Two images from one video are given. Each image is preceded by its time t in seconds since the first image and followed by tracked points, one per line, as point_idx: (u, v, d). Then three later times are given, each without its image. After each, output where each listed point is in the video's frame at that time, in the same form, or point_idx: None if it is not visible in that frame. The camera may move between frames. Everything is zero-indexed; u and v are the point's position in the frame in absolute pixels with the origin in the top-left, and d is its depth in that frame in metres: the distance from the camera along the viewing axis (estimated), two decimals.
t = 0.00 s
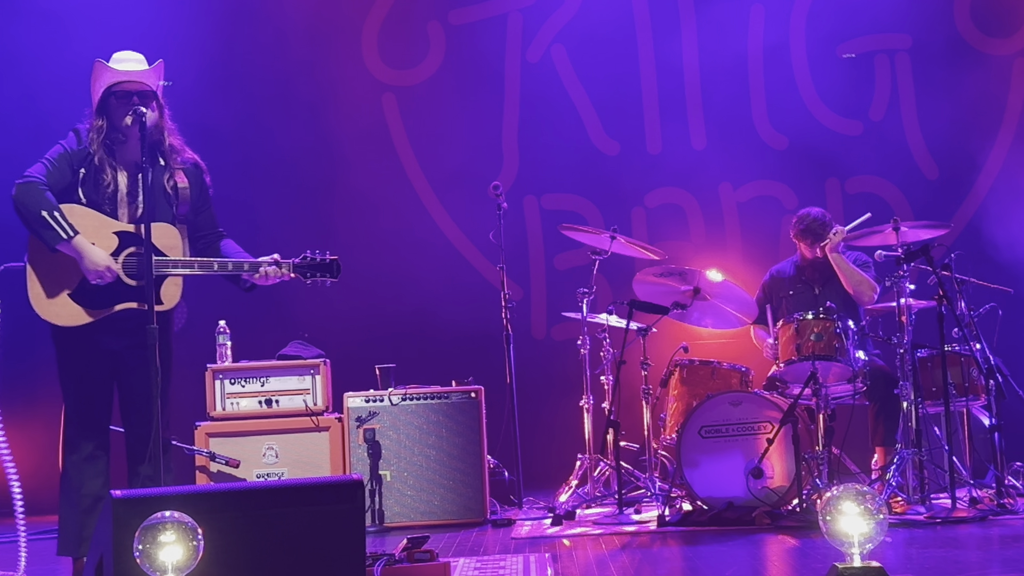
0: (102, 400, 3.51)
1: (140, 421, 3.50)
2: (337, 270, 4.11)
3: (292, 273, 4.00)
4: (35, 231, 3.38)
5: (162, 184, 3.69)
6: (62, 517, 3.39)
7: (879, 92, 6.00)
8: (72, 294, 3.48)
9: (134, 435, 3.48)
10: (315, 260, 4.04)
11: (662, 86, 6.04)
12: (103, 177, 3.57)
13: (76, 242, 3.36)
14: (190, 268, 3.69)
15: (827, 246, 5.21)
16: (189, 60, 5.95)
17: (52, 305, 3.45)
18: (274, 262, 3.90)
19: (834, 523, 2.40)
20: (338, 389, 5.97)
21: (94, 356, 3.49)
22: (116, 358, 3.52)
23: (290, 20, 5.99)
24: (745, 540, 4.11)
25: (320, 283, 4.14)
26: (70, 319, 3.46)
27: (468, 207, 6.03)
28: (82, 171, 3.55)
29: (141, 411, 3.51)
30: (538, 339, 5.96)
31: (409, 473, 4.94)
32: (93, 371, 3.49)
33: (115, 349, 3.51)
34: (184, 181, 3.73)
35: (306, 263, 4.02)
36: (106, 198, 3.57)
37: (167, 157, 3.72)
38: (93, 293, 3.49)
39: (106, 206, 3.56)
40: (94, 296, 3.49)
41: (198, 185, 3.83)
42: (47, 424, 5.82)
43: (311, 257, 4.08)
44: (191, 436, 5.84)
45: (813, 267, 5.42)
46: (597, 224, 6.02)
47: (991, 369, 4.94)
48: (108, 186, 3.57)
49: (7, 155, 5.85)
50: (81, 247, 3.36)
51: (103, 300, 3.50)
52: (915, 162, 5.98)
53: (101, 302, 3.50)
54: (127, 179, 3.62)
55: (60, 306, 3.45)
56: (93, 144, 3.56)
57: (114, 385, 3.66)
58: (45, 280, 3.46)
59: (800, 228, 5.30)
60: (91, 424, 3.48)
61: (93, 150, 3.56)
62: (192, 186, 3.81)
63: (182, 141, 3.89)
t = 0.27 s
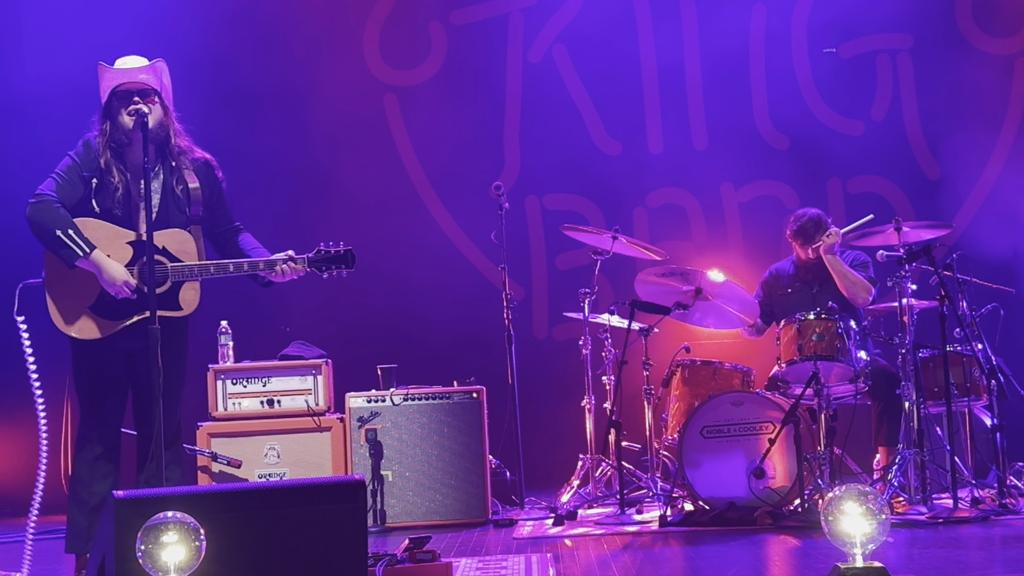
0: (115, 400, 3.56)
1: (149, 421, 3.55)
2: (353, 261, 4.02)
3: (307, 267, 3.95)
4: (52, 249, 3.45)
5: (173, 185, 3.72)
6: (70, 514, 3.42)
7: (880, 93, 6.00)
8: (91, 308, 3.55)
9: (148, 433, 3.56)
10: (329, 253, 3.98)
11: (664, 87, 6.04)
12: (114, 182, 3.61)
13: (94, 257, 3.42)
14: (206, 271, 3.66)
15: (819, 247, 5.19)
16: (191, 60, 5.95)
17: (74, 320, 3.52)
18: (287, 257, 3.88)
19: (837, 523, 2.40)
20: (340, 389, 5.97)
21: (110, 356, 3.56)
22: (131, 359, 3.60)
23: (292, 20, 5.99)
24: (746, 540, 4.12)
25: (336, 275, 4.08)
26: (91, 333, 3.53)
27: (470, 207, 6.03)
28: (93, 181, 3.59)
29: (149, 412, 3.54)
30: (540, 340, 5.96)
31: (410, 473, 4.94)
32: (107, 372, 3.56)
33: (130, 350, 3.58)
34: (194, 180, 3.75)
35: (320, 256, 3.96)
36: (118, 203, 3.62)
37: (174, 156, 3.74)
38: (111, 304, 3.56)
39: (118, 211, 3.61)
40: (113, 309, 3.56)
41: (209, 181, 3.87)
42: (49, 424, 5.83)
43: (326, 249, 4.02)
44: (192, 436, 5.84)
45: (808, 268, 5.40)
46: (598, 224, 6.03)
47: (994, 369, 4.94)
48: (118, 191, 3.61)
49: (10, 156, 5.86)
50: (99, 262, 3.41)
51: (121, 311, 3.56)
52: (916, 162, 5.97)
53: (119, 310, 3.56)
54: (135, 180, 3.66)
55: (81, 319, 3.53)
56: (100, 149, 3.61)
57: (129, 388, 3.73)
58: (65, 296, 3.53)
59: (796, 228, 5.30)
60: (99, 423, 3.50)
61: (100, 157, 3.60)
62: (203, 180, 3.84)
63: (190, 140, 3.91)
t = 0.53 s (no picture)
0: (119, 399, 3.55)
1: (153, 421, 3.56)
2: (359, 254, 4.04)
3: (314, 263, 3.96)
4: (60, 254, 3.45)
5: (178, 184, 3.72)
6: (76, 514, 3.42)
7: (882, 92, 6.00)
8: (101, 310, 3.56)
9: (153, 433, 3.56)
10: (336, 247, 3.98)
11: (665, 86, 6.04)
12: (119, 183, 3.61)
13: (101, 260, 3.43)
14: (213, 271, 3.68)
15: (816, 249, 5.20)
16: (193, 60, 5.96)
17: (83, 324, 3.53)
18: (294, 253, 3.88)
19: (839, 523, 2.39)
20: (341, 389, 5.97)
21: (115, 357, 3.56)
22: (137, 358, 3.60)
23: (294, 20, 6.00)
24: (749, 540, 4.11)
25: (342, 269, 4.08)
26: (102, 334, 3.54)
27: (471, 207, 6.02)
28: (99, 182, 3.59)
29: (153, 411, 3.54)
30: (542, 340, 5.96)
31: (412, 472, 4.94)
32: (111, 373, 3.55)
33: (136, 349, 3.59)
34: (200, 180, 3.73)
35: (327, 251, 3.97)
36: (124, 204, 3.62)
37: (179, 156, 3.74)
38: (120, 305, 3.58)
39: (125, 212, 3.61)
40: (122, 309, 3.58)
41: (215, 179, 3.86)
42: (51, 423, 5.83)
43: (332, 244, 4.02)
44: (194, 436, 5.84)
45: (807, 270, 5.40)
46: (600, 224, 6.02)
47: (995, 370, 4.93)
48: (124, 192, 3.61)
49: (12, 155, 5.87)
50: (106, 265, 3.43)
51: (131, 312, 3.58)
52: (918, 162, 5.97)
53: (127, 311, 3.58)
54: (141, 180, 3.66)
55: (88, 322, 3.53)
56: (105, 150, 3.60)
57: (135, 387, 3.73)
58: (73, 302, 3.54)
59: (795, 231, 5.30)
60: (103, 423, 3.49)
61: (105, 158, 3.59)
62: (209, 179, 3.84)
63: (195, 138, 3.91)
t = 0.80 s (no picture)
0: (119, 400, 3.57)
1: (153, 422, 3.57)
2: (358, 254, 4.13)
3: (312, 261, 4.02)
4: (58, 248, 3.45)
5: (178, 183, 3.72)
6: (76, 514, 3.45)
7: (884, 92, 5.99)
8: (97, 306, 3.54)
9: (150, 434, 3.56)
10: (335, 246, 4.07)
11: (667, 86, 6.03)
12: (120, 181, 3.62)
13: (99, 255, 3.42)
14: (212, 267, 3.73)
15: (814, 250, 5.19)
16: (195, 60, 5.96)
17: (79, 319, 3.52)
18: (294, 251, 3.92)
19: (840, 523, 2.39)
20: (343, 389, 5.97)
21: (112, 358, 3.56)
22: (137, 358, 3.60)
23: (295, 20, 6.00)
24: (750, 540, 4.11)
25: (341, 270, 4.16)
26: (97, 330, 3.53)
27: (473, 207, 6.03)
28: (99, 178, 3.60)
29: (154, 412, 3.55)
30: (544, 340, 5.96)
31: (414, 472, 4.94)
32: (112, 373, 3.56)
33: (136, 350, 3.59)
34: (200, 178, 3.75)
35: (326, 250, 4.05)
36: (124, 201, 3.62)
37: (179, 155, 3.74)
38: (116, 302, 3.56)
39: (125, 209, 3.62)
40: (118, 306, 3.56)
41: (215, 180, 3.85)
42: (53, 423, 5.84)
43: (331, 243, 4.11)
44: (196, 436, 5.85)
45: (808, 271, 5.39)
46: (602, 224, 6.02)
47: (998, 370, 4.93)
48: (124, 189, 3.62)
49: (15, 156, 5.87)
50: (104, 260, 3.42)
51: (127, 309, 3.57)
52: (920, 162, 5.97)
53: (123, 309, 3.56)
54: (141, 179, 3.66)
55: (86, 316, 3.53)
56: (106, 148, 3.61)
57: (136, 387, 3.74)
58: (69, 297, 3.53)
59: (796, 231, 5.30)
60: (103, 424, 3.53)
61: (106, 155, 3.60)
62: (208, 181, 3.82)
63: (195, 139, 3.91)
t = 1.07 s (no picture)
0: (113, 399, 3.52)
1: (151, 423, 3.53)
2: (347, 262, 4.13)
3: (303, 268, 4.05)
4: (47, 238, 3.38)
5: (170, 183, 3.69)
6: (73, 517, 3.40)
7: (886, 93, 5.99)
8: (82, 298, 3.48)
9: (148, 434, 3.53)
10: (324, 255, 4.09)
11: (669, 87, 6.03)
12: (113, 176, 3.57)
13: (89, 248, 3.38)
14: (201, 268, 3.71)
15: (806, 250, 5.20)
16: (197, 61, 5.96)
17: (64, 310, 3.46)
18: (285, 256, 3.95)
19: (842, 524, 2.39)
20: (345, 389, 5.98)
21: (103, 357, 3.50)
22: (127, 358, 3.55)
23: (297, 21, 6.00)
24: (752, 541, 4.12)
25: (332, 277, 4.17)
26: (81, 323, 3.46)
27: (475, 208, 6.03)
28: (93, 173, 3.55)
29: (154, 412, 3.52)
30: (545, 340, 5.96)
31: (416, 473, 4.94)
32: (107, 372, 3.51)
33: (127, 349, 3.54)
34: (192, 178, 3.74)
35: (316, 258, 4.07)
36: (116, 197, 3.59)
37: (174, 156, 3.72)
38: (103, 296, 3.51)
39: (117, 205, 3.59)
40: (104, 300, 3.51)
41: (206, 183, 3.84)
42: (55, 423, 5.84)
43: (322, 252, 4.12)
44: (198, 436, 5.85)
45: (807, 271, 5.39)
46: (604, 225, 6.02)
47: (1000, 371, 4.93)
48: (117, 184, 3.58)
49: (16, 156, 5.87)
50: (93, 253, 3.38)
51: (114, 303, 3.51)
52: (922, 163, 5.97)
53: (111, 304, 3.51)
54: (135, 176, 3.63)
55: (70, 306, 3.46)
56: (101, 143, 3.56)
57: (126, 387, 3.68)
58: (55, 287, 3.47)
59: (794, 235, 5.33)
60: (101, 425, 3.48)
61: (102, 151, 3.56)
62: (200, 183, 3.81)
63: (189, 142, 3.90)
